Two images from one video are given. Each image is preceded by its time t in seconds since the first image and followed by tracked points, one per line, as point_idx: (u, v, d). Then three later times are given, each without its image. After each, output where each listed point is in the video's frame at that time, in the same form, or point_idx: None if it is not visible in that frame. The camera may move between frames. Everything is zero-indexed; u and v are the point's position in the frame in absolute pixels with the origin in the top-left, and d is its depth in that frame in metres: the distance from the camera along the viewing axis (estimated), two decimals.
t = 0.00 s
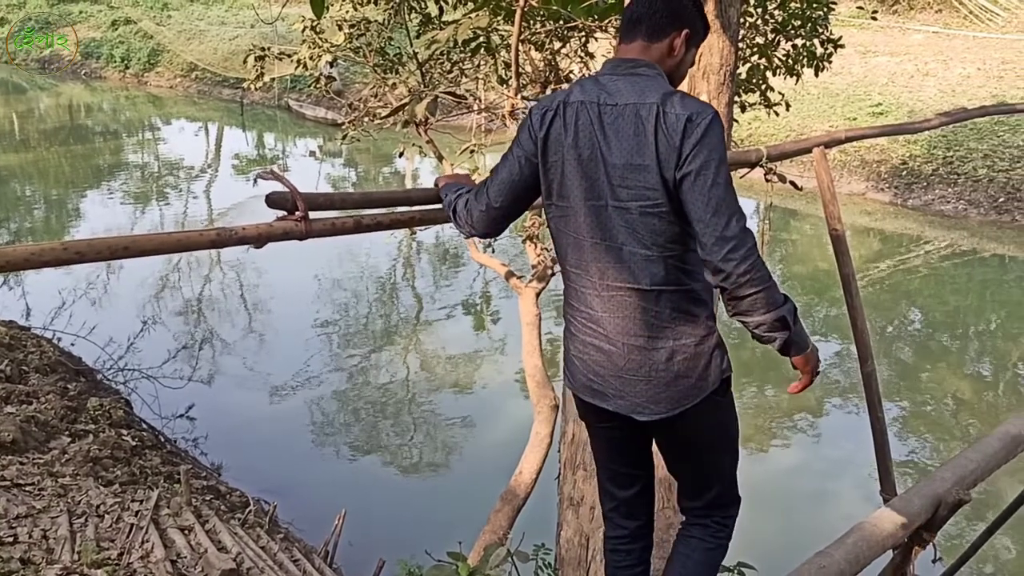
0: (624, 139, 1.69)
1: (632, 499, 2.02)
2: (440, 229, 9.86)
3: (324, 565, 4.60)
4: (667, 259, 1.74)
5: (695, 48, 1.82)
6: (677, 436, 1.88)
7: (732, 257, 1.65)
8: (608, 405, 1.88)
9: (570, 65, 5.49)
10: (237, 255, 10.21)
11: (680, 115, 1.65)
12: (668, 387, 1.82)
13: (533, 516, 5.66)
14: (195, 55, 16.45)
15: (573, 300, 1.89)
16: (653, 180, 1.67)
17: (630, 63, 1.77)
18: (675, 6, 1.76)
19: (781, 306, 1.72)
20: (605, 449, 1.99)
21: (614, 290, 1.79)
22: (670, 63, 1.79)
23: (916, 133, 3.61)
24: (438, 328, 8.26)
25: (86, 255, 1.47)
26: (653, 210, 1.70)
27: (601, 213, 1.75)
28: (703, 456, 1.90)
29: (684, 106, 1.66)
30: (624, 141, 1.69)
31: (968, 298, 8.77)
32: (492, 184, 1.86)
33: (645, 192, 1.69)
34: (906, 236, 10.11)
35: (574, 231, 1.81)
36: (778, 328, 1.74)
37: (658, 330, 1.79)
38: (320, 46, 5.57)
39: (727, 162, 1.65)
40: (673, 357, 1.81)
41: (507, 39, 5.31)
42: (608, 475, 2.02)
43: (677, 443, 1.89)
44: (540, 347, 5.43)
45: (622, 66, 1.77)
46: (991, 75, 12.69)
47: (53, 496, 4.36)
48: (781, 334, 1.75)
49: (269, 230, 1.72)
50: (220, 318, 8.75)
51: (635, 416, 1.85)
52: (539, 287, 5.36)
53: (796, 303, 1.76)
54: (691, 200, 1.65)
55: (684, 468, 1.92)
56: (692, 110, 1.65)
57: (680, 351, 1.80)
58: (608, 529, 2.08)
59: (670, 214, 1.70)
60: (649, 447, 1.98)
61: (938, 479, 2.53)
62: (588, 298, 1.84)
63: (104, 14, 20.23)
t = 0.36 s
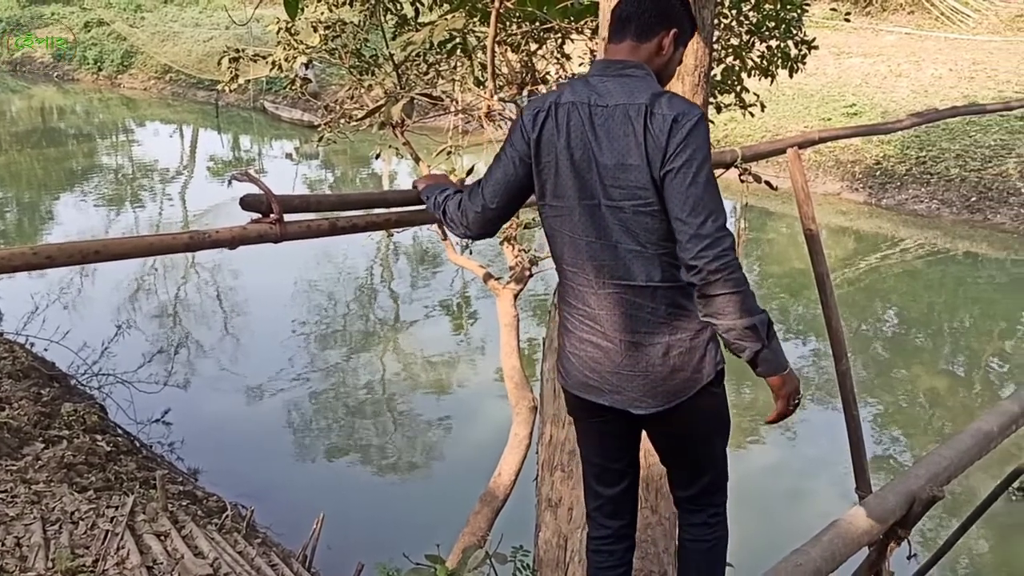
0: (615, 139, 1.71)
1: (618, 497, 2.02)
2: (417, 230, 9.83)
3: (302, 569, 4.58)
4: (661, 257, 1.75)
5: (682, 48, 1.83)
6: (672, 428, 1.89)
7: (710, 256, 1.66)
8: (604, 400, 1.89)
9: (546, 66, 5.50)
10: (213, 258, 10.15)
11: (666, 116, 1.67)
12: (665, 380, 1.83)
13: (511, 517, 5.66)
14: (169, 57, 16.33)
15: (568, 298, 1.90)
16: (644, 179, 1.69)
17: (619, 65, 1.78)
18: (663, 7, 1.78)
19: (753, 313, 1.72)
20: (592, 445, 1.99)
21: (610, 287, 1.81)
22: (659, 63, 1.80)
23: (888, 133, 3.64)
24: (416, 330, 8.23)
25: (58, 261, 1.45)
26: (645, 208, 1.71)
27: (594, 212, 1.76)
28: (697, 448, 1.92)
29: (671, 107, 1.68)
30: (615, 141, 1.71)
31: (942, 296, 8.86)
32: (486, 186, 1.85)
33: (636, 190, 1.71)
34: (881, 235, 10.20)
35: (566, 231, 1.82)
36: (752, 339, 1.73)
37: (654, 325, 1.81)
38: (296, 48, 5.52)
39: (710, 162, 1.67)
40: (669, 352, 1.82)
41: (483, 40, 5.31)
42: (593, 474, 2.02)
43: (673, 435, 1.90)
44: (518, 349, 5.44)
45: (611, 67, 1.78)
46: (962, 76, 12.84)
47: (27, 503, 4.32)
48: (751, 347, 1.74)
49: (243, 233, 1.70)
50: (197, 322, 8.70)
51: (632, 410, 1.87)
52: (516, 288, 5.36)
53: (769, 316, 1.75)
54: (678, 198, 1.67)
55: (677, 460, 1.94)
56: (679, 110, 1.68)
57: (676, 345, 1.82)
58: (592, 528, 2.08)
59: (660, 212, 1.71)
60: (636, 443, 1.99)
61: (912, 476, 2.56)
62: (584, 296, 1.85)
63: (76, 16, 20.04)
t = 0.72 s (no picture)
0: (608, 145, 1.71)
1: (604, 493, 2.01)
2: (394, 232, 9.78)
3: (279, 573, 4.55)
4: (652, 261, 1.76)
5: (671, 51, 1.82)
6: (660, 423, 1.89)
7: (701, 262, 1.66)
8: (593, 399, 1.89)
9: (521, 67, 5.48)
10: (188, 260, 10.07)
11: (659, 122, 1.68)
12: (656, 378, 1.84)
13: (488, 518, 5.66)
14: (142, 58, 16.22)
15: (557, 298, 1.89)
16: (636, 185, 1.70)
17: (610, 69, 1.77)
18: (653, 11, 1.76)
19: (739, 320, 1.73)
20: (577, 440, 1.98)
21: (601, 288, 1.81)
22: (648, 67, 1.79)
23: (861, 133, 3.66)
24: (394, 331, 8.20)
25: (24, 264, 1.40)
26: (637, 212, 1.72)
27: (585, 215, 1.76)
28: (686, 444, 1.92)
29: (663, 114, 1.68)
30: (607, 146, 1.71)
31: (915, 294, 8.94)
32: (477, 187, 1.85)
33: (628, 195, 1.71)
34: (855, 234, 10.28)
35: (555, 234, 1.82)
36: (738, 344, 1.74)
37: (645, 326, 1.82)
38: (270, 48, 5.47)
39: (701, 168, 1.67)
40: (659, 351, 1.83)
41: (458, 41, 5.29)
42: (578, 471, 2.01)
43: (663, 431, 1.90)
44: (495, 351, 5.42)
45: (602, 72, 1.78)
46: (934, 76, 12.97)
47: None
48: (736, 353, 1.75)
49: (214, 236, 1.66)
50: (172, 326, 8.64)
51: (622, 409, 1.88)
52: (493, 289, 5.35)
53: (756, 322, 1.75)
54: (670, 204, 1.67)
55: (666, 457, 1.94)
56: (672, 117, 1.68)
57: (666, 344, 1.83)
58: (576, 525, 2.06)
59: (650, 217, 1.71)
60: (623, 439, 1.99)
61: (885, 474, 2.58)
62: (574, 298, 1.85)
63: (47, 17, 19.83)
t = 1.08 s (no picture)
0: (603, 149, 1.74)
1: (590, 489, 2.00)
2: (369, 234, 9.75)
3: None
4: (646, 264, 1.79)
5: (664, 54, 1.86)
6: (644, 418, 1.92)
7: (697, 267, 1.69)
8: (584, 395, 1.92)
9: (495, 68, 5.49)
10: (161, 263, 9.99)
11: (655, 129, 1.70)
12: (648, 373, 1.87)
13: (464, 520, 5.66)
14: (113, 60, 16.10)
15: (551, 296, 1.92)
16: (631, 189, 1.73)
17: (606, 74, 1.80)
18: (649, 17, 1.80)
19: (736, 320, 1.76)
20: (564, 436, 1.98)
21: (595, 288, 1.83)
22: (643, 70, 1.83)
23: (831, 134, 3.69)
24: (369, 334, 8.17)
25: None
26: (631, 216, 1.75)
27: (580, 217, 1.79)
28: (672, 439, 1.94)
29: (659, 120, 1.71)
30: (604, 151, 1.74)
31: (887, 291, 9.02)
32: (476, 184, 1.90)
33: (623, 200, 1.74)
34: (828, 233, 10.37)
35: (550, 234, 1.84)
36: (733, 342, 1.79)
37: (638, 324, 1.85)
38: (241, 50, 5.43)
39: (696, 175, 1.70)
40: (652, 348, 1.86)
41: (431, 43, 5.29)
42: (563, 466, 2.00)
43: (647, 427, 1.93)
44: (470, 351, 5.42)
45: (598, 77, 1.81)
46: (903, 76, 13.12)
47: None
48: (735, 349, 1.80)
49: (183, 239, 1.61)
50: (144, 330, 8.57)
51: (613, 403, 1.90)
52: (469, 291, 5.35)
53: (750, 320, 1.80)
54: (665, 209, 1.69)
55: (647, 451, 1.96)
56: (668, 123, 1.70)
57: (658, 341, 1.87)
58: (557, 522, 2.06)
59: (645, 221, 1.74)
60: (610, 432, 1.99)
61: (856, 471, 2.60)
62: (568, 296, 1.87)
63: (15, 19, 19.62)
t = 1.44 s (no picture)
0: (604, 144, 1.81)
1: (581, 483, 2.04)
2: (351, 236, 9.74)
3: None
4: (642, 255, 1.86)
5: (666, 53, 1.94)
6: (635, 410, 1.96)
7: (692, 259, 1.77)
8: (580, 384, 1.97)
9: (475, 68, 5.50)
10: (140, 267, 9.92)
11: (655, 126, 1.78)
12: (644, 362, 1.93)
13: (446, 522, 5.65)
14: (90, 63, 15.98)
15: (548, 285, 1.98)
16: (630, 183, 1.80)
17: (609, 71, 1.88)
18: (652, 17, 1.87)
19: (729, 312, 1.84)
20: (555, 430, 2.03)
21: (593, 278, 1.90)
22: (646, 68, 1.90)
23: (809, 133, 3.71)
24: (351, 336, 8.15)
25: None
26: (628, 208, 1.82)
27: (579, 208, 1.86)
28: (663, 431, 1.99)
29: (659, 117, 1.79)
30: (604, 144, 1.81)
31: (867, 289, 9.08)
32: (481, 173, 1.96)
33: (621, 193, 1.82)
34: (808, 232, 10.45)
35: (549, 224, 1.91)
36: (725, 334, 1.87)
37: (634, 313, 1.91)
38: (219, 52, 5.39)
39: (693, 171, 1.78)
40: (647, 338, 1.93)
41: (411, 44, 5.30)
42: (554, 460, 2.05)
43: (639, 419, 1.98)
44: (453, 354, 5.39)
45: (601, 73, 1.88)
46: (881, 76, 13.21)
47: None
48: (727, 340, 1.88)
49: (159, 243, 1.56)
50: (124, 334, 8.51)
51: (609, 393, 1.95)
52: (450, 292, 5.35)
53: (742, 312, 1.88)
54: (663, 201, 1.77)
55: (636, 444, 2.01)
56: (668, 120, 1.78)
57: (652, 331, 1.93)
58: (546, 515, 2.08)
59: (643, 212, 1.82)
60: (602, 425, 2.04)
61: (836, 469, 2.61)
62: (565, 285, 1.93)
63: None
